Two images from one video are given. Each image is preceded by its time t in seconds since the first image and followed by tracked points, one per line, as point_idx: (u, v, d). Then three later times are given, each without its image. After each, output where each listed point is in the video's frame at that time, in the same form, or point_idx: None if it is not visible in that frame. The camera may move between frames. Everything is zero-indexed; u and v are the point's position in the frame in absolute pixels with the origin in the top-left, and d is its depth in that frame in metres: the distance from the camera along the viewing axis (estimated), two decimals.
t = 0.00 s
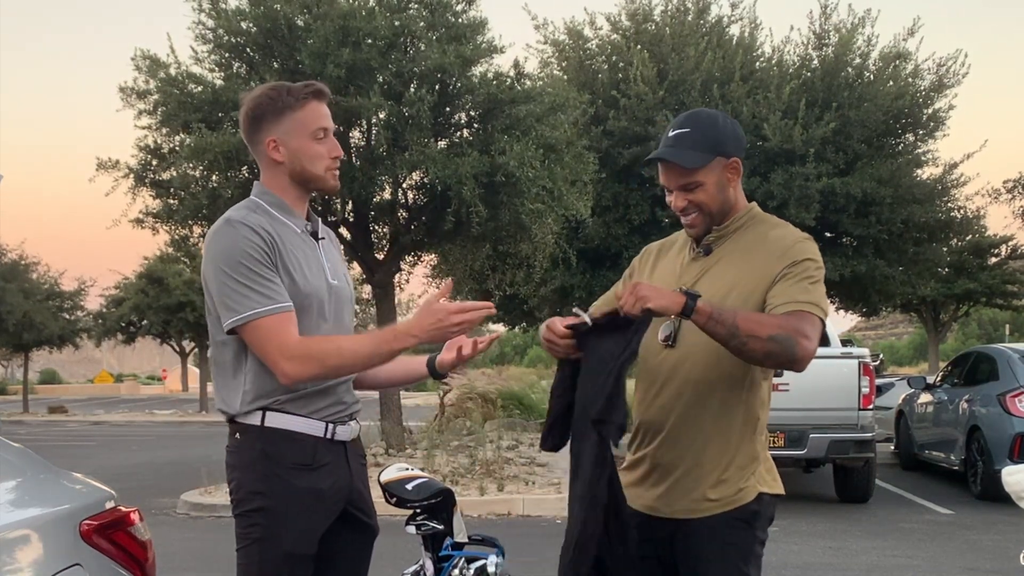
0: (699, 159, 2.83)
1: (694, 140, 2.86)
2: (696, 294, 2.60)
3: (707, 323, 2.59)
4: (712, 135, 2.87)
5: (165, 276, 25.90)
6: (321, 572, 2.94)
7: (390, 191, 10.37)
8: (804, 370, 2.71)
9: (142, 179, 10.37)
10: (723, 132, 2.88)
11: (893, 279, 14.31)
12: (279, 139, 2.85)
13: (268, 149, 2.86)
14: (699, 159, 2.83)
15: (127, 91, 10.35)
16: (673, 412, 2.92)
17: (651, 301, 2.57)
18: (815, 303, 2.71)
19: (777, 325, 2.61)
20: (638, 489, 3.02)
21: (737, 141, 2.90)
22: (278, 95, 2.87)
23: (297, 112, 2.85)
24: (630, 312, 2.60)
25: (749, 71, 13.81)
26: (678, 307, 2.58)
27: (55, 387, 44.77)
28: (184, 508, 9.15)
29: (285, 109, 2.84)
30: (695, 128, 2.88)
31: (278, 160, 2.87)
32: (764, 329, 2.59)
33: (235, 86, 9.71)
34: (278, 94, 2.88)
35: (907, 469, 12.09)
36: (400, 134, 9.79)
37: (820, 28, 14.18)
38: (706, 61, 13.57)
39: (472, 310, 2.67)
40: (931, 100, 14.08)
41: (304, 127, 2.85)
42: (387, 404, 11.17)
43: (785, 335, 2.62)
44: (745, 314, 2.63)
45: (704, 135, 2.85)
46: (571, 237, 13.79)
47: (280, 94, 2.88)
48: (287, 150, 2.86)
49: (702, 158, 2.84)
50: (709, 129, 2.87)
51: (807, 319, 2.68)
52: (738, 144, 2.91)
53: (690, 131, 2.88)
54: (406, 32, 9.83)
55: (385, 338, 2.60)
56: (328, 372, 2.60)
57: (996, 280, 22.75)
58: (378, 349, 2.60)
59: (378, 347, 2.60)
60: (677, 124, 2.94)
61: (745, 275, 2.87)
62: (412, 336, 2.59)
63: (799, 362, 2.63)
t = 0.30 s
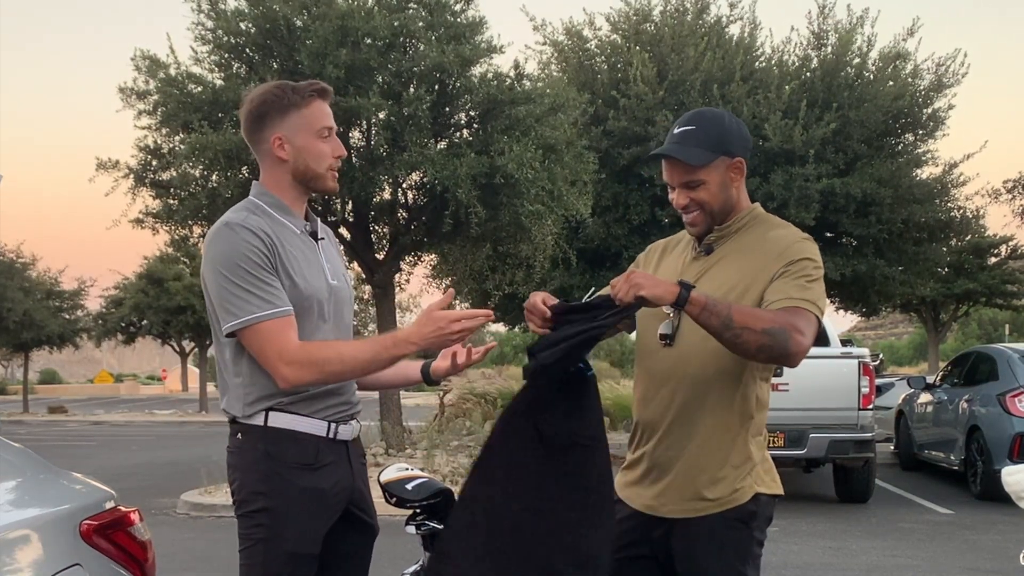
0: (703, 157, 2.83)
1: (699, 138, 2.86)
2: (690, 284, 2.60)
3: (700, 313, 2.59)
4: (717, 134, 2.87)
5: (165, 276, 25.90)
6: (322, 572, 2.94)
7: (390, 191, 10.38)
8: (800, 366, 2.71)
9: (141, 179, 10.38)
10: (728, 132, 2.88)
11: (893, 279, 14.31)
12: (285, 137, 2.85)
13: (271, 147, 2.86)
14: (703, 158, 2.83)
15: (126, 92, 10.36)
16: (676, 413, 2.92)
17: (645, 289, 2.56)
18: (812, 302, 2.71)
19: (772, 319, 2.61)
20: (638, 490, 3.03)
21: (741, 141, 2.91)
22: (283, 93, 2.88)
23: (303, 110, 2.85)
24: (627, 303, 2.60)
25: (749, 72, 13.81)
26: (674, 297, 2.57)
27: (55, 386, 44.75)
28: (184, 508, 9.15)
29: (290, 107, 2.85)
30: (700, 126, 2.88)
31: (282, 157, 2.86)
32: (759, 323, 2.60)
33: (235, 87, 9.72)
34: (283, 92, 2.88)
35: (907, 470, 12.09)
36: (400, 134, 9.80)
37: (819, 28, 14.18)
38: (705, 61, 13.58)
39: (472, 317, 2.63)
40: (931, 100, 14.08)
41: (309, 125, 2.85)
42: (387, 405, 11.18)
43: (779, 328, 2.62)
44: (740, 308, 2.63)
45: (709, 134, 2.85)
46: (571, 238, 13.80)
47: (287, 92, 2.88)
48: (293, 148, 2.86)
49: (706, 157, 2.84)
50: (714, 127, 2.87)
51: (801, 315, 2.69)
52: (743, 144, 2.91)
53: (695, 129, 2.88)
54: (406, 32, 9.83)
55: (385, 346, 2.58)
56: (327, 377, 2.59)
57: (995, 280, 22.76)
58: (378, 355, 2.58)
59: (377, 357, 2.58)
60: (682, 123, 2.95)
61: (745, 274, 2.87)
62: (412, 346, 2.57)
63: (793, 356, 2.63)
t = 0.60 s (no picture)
0: (708, 155, 2.83)
1: (704, 137, 2.85)
2: (697, 282, 2.59)
3: (707, 311, 2.57)
4: (722, 133, 2.86)
5: (165, 276, 25.88)
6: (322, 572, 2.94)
7: (391, 191, 10.39)
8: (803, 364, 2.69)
9: (142, 179, 10.38)
10: (734, 131, 2.88)
11: (894, 279, 14.31)
12: (288, 135, 2.84)
13: (273, 145, 2.85)
14: (708, 157, 2.83)
15: (127, 92, 10.36)
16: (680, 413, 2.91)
17: (654, 291, 2.55)
18: (815, 300, 2.70)
19: (776, 317, 2.60)
20: (638, 490, 3.02)
21: (747, 142, 2.90)
22: (289, 92, 2.87)
23: (308, 109, 2.85)
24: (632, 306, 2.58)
25: (749, 71, 13.81)
26: (679, 298, 2.56)
27: (55, 386, 44.74)
28: (184, 508, 9.15)
29: (295, 106, 2.84)
30: (705, 126, 2.88)
31: (284, 156, 2.86)
32: (765, 321, 2.58)
33: (235, 87, 9.72)
34: (288, 91, 2.87)
35: (908, 470, 12.09)
36: (400, 134, 9.80)
37: (820, 28, 14.17)
38: (706, 61, 13.57)
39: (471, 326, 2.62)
40: (931, 100, 14.08)
41: (313, 126, 2.85)
42: (387, 405, 11.18)
43: (784, 327, 2.61)
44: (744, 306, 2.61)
45: (714, 133, 2.85)
46: (571, 237, 13.80)
47: (292, 91, 2.88)
48: (295, 147, 2.85)
49: (711, 156, 2.84)
50: (720, 127, 2.87)
51: (805, 313, 2.67)
52: (748, 145, 2.90)
53: (701, 128, 2.88)
54: (405, 31, 9.83)
55: (383, 350, 2.57)
56: (327, 382, 2.59)
57: (995, 280, 22.75)
58: (376, 360, 2.57)
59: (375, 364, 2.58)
60: (688, 122, 2.95)
61: (748, 273, 2.87)
62: (409, 350, 2.56)
63: (797, 355, 2.61)
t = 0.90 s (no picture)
0: (713, 156, 2.83)
1: (710, 136, 2.85)
2: (713, 288, 2.55)
3: (721, 317, 2.54)
4: (727, 134, 2.86)
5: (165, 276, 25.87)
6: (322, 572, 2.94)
7: (390, 191, 10.41)
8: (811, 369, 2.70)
9: (141, 180, 10.37)
10: (739, 131, 2.88)
11: (894, 279, 14.31)
12: (296, 133, 2.84)
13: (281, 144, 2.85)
14: (714, 157, 2.83)
15: (126, 92, 10.35)
16: (679, 412, 2.91)
17: (673, 295, 2.50)
18: (822, 304, 2.70)
19: (788, 322, 2.59)
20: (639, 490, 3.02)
21: (752, 142, 2.91)
22: (297, 90, 2.88)
23: (315, 108, 2.86)
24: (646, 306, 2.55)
25: (749, 71, 13.82)
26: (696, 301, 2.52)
27: (55, 386, 44.74)
28: (184, 508, 9.15)
29: (303, 105, 2.85)
30: (710, 126, 2.87)
31: (292, 153, 2.86)
32: (778, 326, 2.57)
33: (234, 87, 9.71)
34: (296, 90, 2.88)
35: (908, 469, 12.09)
36: (398, 134, 9.82)
37: (820, 28, 14.17)
38: (705, 61, 13.58)
39: (452, 306, 2.53)
40: (931, 100, 14.09)
41: (321, 125, 2.86)
42: (387, 404, 11.19)
43: (797, 333, 2.61)
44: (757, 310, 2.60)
45: (719, 134, 2.85)
46: (571, 237, 13.80)
47: (300, 90, 2.89)
48: (303, 144, 2.85)
49: (717, 156, 2.83)
50: (725, 127, 2.87)
51: (813, 317, 2.68)
52: (753, 144, 2.91)
53: (705, 128, 2.88)
54: (403, 30, 9.85)
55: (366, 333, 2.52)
56: (309, 364, 2.53)
57: (995, 280, 22.77)
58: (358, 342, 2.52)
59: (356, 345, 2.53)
60: (694, 122, 2.94)
61: (753, 275, 2.86)
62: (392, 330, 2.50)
63: (805, 361, 2.63)
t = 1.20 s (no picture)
0: (718, 157, 2.83)
1: (714, 137, 2.85)
2: (737, 296, 2.54)
3: (744, 326, 2.54)
4: (731, 134, 2.86)
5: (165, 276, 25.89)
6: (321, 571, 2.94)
7: (390, 192, 10.48)
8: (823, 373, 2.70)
9: (141, 180, 10.37)
10: (742, 132, 2.88)
11: (893, 279, 14.31)
12: (298, 133, 2.84)
13: (282, 143, 2.86)
14: (719, 158, 2.83)
15: (126, 92, 10.36)
16: (684, 412, 2.90)
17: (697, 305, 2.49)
18: (832, 307, 2.71)
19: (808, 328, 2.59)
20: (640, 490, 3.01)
21: (755, 143, 2.91)
22: (300, 91, 2.89)
23: (317, 108, 2.86)
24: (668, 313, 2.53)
25: (749, 71, 13.83)
26: (719, 307, 2.52)
27: (54, 387, 44.76)
28: (184, 508, 9.15)
29: (305, 105, 2.86)
30: (715, 127, 2.87)
31: (294, 153, 2.86)
32: (797, 333, 2.58)
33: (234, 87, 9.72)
34: (298, 90, 2.90)
35: (907, 469, 12.10)
36: (398, 135, 9.86)
37: (820, 28, 14.18)
38: (705, 61, 13.59)
39: (358, 293, 2.23)
40: (930, 100, 14.09)
41: (323, 124, 2.86)
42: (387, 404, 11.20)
43: (814, 338, 2.61)
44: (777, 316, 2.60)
45: (723, 135, 2.85)
46: (570, 237, 13.81)
47: (303, 90, 2.90)
48: (305, 145, 2.85)
49: (721, 157, 2.84)
50: (730, 128, 2.87)
51: (825, 321, 2.69)
52: (756, 145, 2.91)
53: (709, 129, 2.87)
54: (403, 31, 9.89)
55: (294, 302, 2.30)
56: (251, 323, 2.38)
57: (995, 280, 22.76)
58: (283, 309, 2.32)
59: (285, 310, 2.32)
60: (696, 122, 2.94)
61: (759, 276, 2.86)
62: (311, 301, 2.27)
63: (822, 365, 2.64)
